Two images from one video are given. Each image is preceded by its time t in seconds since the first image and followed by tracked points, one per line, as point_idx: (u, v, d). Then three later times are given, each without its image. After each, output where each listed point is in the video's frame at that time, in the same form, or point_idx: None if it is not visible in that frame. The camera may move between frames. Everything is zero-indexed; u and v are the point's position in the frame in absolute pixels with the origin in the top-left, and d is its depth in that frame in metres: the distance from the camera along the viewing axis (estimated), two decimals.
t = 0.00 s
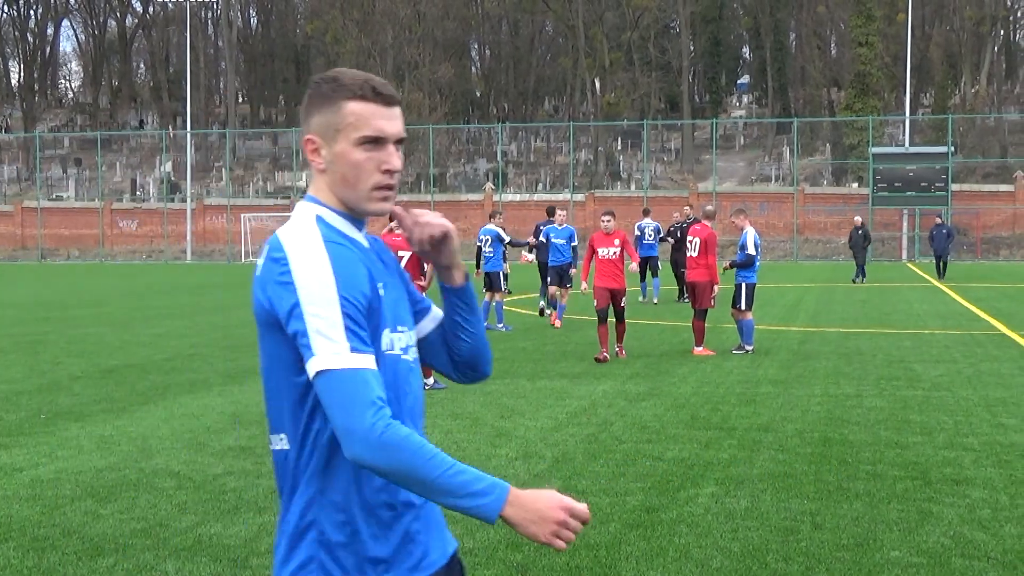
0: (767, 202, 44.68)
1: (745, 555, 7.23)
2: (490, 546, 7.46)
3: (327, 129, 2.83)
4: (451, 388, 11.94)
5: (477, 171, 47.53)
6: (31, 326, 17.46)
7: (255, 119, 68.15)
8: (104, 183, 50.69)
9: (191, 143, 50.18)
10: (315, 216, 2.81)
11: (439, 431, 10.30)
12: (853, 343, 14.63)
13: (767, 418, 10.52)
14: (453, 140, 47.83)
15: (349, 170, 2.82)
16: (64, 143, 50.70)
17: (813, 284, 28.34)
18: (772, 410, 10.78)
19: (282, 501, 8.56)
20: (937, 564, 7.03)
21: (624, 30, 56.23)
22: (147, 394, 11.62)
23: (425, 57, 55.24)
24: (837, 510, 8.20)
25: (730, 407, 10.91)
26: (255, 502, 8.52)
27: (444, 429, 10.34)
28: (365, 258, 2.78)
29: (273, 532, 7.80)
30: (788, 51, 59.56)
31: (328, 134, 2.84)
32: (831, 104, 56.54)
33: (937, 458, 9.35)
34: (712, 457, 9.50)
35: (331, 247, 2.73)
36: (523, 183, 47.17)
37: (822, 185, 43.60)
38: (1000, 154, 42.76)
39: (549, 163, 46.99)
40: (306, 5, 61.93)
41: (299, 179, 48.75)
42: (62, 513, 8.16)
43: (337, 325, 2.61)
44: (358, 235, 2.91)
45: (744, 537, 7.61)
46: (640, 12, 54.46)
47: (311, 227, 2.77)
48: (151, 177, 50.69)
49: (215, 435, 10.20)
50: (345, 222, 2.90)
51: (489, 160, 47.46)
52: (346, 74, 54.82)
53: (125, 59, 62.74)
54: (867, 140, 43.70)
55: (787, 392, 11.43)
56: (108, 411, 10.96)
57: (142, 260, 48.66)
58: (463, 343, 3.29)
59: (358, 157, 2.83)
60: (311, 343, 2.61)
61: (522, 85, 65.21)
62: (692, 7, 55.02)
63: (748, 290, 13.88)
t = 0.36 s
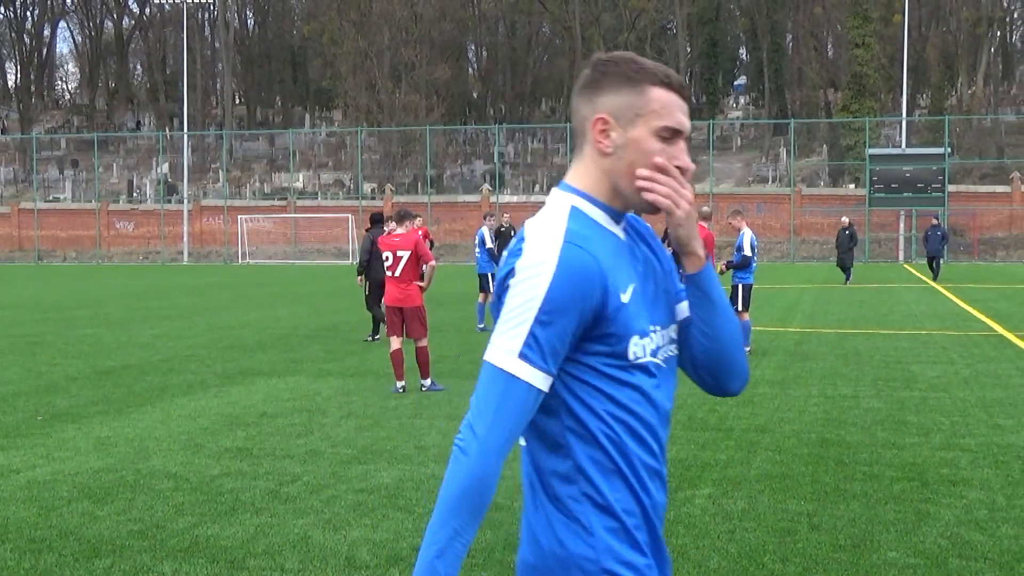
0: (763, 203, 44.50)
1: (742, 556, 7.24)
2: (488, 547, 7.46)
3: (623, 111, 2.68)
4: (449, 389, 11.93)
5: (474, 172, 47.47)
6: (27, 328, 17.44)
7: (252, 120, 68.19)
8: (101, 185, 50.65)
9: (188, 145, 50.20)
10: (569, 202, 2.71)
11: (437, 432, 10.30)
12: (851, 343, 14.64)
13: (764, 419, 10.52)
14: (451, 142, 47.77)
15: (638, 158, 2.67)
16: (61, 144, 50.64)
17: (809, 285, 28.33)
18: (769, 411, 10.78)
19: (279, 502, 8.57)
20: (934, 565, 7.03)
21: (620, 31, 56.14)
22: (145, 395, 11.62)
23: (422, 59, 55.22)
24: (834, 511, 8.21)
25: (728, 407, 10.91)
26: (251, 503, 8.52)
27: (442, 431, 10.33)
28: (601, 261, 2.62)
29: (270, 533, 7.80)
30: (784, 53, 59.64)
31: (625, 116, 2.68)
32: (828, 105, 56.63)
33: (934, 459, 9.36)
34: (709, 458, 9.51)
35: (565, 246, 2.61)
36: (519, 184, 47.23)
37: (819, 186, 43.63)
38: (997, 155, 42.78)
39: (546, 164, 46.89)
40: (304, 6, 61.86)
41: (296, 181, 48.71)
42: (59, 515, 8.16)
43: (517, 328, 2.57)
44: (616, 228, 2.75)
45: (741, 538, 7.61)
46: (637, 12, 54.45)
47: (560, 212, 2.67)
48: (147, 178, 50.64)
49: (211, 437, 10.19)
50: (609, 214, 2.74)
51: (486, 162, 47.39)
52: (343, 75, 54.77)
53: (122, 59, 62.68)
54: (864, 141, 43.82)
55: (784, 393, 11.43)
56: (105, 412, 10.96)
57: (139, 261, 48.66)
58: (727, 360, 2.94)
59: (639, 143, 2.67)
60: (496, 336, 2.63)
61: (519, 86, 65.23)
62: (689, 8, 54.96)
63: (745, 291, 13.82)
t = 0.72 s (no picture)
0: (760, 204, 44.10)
1: (739, 556, 7.25)
2: (485, 548, 7.47)
3: (935, 93, 2.43)
4: (445, 389, 11.92)
5: (471, 173, 47.45)
6: (24, 329, 17.43)
7: (249, 121, 68.24)
8: (99, 185, 50.64)
9: (185, 145, 50.23)
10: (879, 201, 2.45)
11: (434, 432, 10.30)
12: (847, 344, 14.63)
13: (760, 420, 10.53)
14: (447, 142, 47.95)
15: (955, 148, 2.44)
16: (58, 144, 50.67)
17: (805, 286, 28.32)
18: (765, 412, 10.78)
19: (276, 502, 8.57)
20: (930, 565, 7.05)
21: (617, 32, 55.99)
22: (141, 396, 11.61)
23: (419, 60, 55.31)
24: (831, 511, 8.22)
25: (724, 408, 10.91)
26: (247, 504, 8.52)
27: (438, 432, 10.33)
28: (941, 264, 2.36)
29: (267, 534, 7.80)
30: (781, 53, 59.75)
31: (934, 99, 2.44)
32: (824, 106, 56.71)
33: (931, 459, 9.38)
34: (706, 458, 9.51)
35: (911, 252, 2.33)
36: (516, 185, 47.27)
37: (816, 187, 43.56)
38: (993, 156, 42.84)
39: (543, 165, 47.41)
40: (301, 6, 61.86)
41: (293, 181, 48.66)
42: (55, 515, 8.15)
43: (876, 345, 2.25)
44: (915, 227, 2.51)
45: (738, 538, 7.61)
46: (633, 14, 54.61)
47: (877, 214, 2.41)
48: (144, 179, 50.60)
49: (208, 437, 10.18)
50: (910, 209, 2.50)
51: (483, 162, 47.37)
52: (339, 75, 54.84)
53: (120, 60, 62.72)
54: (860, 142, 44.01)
55: (781, 394, 11.42)
56: (101, 412, 10.95)
57: (136, 262, 48.66)
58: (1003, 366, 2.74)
59: (958, 134, 2.45)
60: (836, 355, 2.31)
61: (515, 86, 65.24)
62: (686, 10, 54.98)
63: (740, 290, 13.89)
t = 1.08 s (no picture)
0: (756, 205, 44.37)
1: (734, 557, 7.25)
2: (481, 549, 7.46)
3: None
4: (440, 389, 11.88)
5: (467, 173, 47.29)
6: (19, 330, 17.39)
7: (245, 122, 68.22)
8: (94, 186, 50.53)
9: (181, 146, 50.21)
10: None
11: (429, 434, 10.28)
12: (842, 345, 14.61)
13: (756, 421, 10.52)
14: (443, 143, 48.00)
15: None
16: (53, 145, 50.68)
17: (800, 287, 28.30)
18: (761, 413, 10.78)
19: (272, 503, 8.57)
20: (926, 565, 7.05)
21: (613, 33, 56.20)
22: (136, 397, 11.60)
23: (415, 60, 55.25)
24: (826, 511, 8.23)
25: (720, 409, 10.90)
26: (243, 505, 8.52)
27: (434, 432, 10.31)
28: None
29: (262, 535, 7.80)
30: (777, 54, 59.68)
31: None
32: (820, 107, 56.58)
33: (926, 460, 9.39)
34: (702, 459, 9.51)
35: None
36: (512, 185, 46.83)
37: (812, 188, 43.61)
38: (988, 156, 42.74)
39: (538, 165, 46.63)
40: (296, 7, 61.89)
41: (288, 182, 48.56)
42: (51, 517, 8.14)
43: None
44: None
45: (733, 539, 7.62)
46: (629, 15, 54.59)
47: None
48: (140, 180, 50.50)
49: (204, 438, 10.17)
50: None
51: (479, 163, 47.33)
52: (335, 76, 54.76)
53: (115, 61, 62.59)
54: (856, 143, 43.83)
55: (777, 395, 11.39)
56: (97, 414, 10.93)
57: (131, 263, 48.61)
58: None
59: None
60: None
61: (511, 87, 64.91)
62: (682, 11, 55.02)
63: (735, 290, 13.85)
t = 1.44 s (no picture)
0: (751, 206, 44.38)
1: (729, 558, 7.25)
2: (476, 550, 7.46)
3: None
4: (436, 389, 11.87)
5: (462, 175, 47.27)
6: (14, 331, 17.34)
7: (241, 123, 68.11)
8: (89, 187, 50.37)
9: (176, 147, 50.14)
10: None
11: (424, 435, 10.26)
12: (837, 347, 14.59)
13: (751, 422, 10.50)
14: (439, 144, 47.91)
15: None
16: (48, 146, 50.55)
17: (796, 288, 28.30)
18: (756, 413, 10.76)
19: (268, 505, 8.57)
20: (921, 567, 7.05)
21: (610, 34, 56.50)
22: (131, 398, 11.58)
23: (410, 61, 55.19)
24: (821, 512, 8.23)
25: (716, 410, 10.88)
26: (239, 506, 8.52)
27: (429, 434, 10.30)
28: None
29: (257, 536, 7.79)
30: (772, 55, 59.67)
31: None
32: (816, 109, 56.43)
33: (921, 461, 9.40)
34: (697, 460, 9.52)
35: None
36: (508, 186, 46.74)
37: (807, 189, 43.62)
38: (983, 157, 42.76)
39: (534, 166, 46.73)
40: (292, 8, 61.89)
41: (284, 183, 48.58)
42: (46, 518, 8.14)
43: None
44: None
45: (729, 540, 7.62)
46: (624, 16, 54.61)
47: None
48: (135, 181, 50.36)
49: (199, 439, 10.17)
50: None
51: (474, 164, 47.31)
52: (330, 77, 54.66)
53: (110, 62, 62.42)
54: (851, 145, 44.05)
55: (772, 396, 11.39)
56: (92, 415, 10.92)
57: (126, 265, 48.54)
58: None
59: None
60: None
61: (507, 88, 64.95)
62: (678, 11, 54.95)
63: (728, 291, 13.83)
